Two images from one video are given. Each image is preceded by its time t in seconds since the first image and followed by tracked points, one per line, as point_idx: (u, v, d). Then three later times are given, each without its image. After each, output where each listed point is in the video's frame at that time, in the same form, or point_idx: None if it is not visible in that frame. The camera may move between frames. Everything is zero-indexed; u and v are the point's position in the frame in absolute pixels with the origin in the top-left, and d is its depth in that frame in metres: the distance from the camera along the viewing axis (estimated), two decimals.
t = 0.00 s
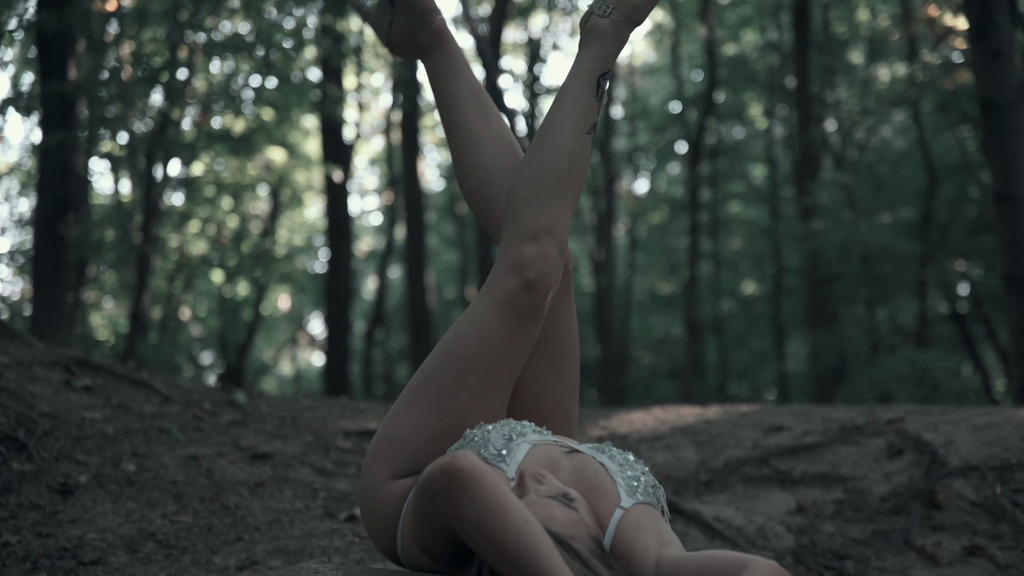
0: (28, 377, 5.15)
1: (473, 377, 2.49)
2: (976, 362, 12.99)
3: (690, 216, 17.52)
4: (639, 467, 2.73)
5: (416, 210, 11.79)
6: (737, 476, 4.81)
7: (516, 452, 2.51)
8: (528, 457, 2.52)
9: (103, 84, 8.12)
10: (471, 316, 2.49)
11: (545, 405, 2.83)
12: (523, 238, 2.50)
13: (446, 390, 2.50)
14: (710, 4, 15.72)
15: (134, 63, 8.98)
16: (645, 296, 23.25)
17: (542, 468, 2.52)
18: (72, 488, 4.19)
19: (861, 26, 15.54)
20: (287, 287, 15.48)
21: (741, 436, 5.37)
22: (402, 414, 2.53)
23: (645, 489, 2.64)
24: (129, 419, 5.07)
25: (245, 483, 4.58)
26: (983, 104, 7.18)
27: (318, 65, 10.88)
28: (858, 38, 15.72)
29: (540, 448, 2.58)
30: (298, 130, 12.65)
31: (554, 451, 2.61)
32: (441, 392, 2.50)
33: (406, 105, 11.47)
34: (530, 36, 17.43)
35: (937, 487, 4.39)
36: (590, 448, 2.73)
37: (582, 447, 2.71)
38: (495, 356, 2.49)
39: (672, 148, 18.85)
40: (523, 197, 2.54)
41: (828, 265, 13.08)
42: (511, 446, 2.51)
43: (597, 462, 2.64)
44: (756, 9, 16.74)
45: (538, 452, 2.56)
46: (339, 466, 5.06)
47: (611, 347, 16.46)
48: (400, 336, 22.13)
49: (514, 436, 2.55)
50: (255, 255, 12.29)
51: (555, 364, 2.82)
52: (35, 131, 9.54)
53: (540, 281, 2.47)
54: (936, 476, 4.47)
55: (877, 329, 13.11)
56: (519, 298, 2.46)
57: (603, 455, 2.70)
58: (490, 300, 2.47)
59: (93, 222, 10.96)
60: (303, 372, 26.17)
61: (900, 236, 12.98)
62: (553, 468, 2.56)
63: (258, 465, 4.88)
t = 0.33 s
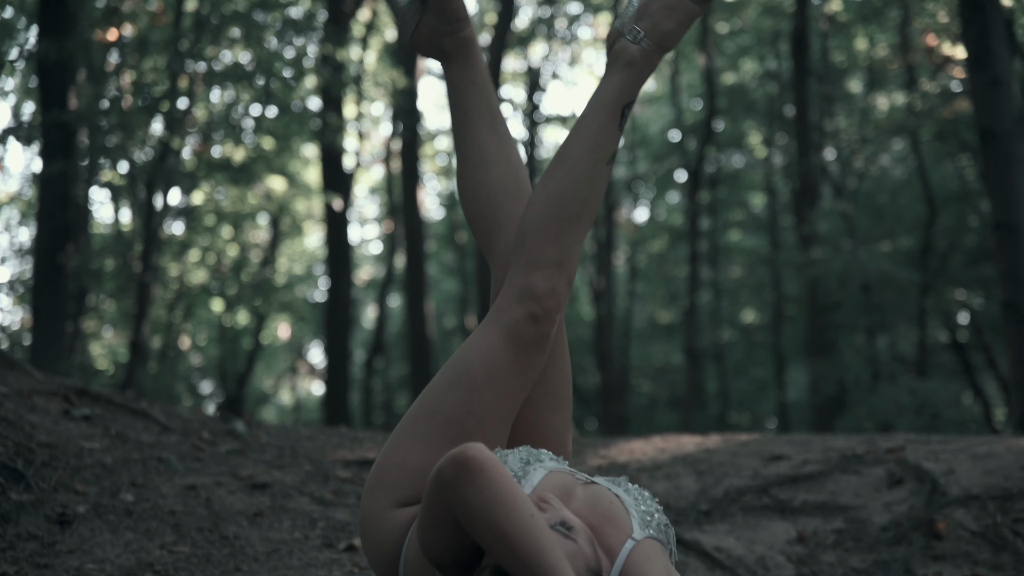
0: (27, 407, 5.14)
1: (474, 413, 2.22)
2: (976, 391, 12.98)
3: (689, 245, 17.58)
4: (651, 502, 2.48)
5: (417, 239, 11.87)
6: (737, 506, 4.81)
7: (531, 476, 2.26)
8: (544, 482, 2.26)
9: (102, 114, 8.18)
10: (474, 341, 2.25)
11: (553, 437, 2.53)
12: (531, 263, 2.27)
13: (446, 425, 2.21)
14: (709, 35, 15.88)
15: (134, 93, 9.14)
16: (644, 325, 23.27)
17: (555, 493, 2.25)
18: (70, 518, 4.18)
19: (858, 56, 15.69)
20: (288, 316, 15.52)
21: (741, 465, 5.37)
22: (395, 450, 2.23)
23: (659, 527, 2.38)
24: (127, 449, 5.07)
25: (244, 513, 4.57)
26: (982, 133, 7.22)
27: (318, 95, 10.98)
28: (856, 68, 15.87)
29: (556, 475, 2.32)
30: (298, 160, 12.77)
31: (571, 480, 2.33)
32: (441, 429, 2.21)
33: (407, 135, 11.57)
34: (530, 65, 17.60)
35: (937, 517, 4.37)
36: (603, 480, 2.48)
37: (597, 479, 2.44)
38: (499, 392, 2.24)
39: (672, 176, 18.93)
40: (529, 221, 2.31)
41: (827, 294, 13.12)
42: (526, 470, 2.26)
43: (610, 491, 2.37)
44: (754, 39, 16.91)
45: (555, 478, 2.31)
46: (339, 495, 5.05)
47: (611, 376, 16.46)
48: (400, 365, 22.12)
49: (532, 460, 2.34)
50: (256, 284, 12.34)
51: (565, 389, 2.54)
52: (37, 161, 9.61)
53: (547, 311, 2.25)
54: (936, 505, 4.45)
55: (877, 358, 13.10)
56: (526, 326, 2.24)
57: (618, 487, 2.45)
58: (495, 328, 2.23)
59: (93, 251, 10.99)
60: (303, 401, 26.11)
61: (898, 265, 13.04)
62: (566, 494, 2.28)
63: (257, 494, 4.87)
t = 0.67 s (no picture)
0: (22, 445, 5.11)
1: (471, 450, 2.22)
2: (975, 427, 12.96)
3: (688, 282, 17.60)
4: (648, 540, 2.49)
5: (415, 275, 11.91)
6: (734, 543, 4.80)
7: (531, 515, 2.24)
8: (543, 519, 2.25)
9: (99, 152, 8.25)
10: (469, 378, 2.24)
11: (549, 474, 2.54)
12: (520, 300, 2.23)
13: (448, 463, 2.21)
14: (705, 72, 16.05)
15: (132, 132, 9.22)
16: (642, 361, 23.28)
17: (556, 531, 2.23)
18: (65, 558, 4.14)
19: (853, 92, 15.85)
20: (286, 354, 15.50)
21: (738, 502, 5.37)
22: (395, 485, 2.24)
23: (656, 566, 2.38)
24: (123, 488, 5.05)
25: (240, 552, 4.55)
26: (978, 169, 7.27)
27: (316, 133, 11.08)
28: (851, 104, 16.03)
29: (556, 513, 2.30)
30: (295, 197, 12.86)
31: (569, 518, 2.30)
32: (438, 467, 2.21)
33: (405, 172, 11.66)
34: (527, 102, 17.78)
35: (936, 554, 4.33)
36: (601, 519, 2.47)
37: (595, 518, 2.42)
38: (494, 427, 2.22)
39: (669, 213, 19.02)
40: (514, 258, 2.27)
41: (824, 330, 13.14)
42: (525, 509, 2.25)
43: (608, 531, 2.37)
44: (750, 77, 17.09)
45: (553, 516, 2.28)
46: (335, 534, 5.04)
47: (609, 413, 16.42)
48: (398, 403, 22.05)
49: (530, 498, 2.31)
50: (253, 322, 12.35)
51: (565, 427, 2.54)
52: (35, 199, 9.66)
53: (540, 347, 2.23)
54: (934, 542, 4.42)
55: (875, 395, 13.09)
56: (519, 364, 2.22)
57: (616, 526, 2.45)
58: (488, 367, 2.22)
59: (90, 289, 11.00)
60: (300, 440, 26.00)
61: (895, 302, 13.09)
62: (567, 533, 2.26)
63: (252, 533, 4.86)
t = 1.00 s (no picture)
0: (20, 483, 5.09)
1: (429, 468, 2.45)
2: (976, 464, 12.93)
3: (688, 318, 17.62)
4: (625, 564, 2.52)
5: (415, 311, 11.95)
6: None
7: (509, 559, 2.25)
8: (521, 564, 2.25)
9: (99, 191, 8.33)
10: (407, 422, 2.50)
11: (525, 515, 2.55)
12: (425, 326, 2.55)
13: (416, 496, 2.43)
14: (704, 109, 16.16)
15: (132, 170, 9.30)
16: (641, 398, 23.24)
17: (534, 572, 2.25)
18: None
19: (852, 129, 15.96)
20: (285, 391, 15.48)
21: (739, 539, 5.36)
22: (377, 539, 2.41)
23: None
24: (121, 526, 5.04)
25: None
26: (978, 207, 7.33)
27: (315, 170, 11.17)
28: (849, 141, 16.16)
29: (532, 555, 2.30)
30: (295, 234, 12.93)
31: (549, 556, 2.33)
32: (409, 502, 2.43)
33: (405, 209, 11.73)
34: (525, 139, 17.93)
35: None
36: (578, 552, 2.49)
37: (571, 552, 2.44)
38: (445, 440, 2.48)
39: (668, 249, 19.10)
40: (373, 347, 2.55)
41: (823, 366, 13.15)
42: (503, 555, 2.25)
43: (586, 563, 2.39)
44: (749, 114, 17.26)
45: (531, 558, 2.29)
46: (333, 572, 5.05)
47: (609, 450, 16.36)
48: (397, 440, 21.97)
49: (505, 543, 2.33)
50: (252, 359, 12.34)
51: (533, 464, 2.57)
52: (35, 237, 9.71)
53: (464, 356, 2.56)
54: None
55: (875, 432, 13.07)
56: (448, 375, 2.53)
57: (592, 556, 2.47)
58: (415, 402, 2.50)
59: (89, 326, 11.02)
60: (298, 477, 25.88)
61: (895, 338, 13.13)
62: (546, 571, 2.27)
63: (251, 572, 4.85)
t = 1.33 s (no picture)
0: (21, 508, 5.08)
1: (419, 491, 2.36)
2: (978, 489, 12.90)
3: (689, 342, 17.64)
4: None
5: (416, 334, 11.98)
6: None
7: None
8: None
9: (101, 216, 8.37)
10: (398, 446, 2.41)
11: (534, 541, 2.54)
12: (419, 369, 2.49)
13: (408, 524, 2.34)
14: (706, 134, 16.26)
15: (134, 194, 9.34)
16: (643, 422, 23.21)
17: None
18: None
19: (852, 154, 16.04)
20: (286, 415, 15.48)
21: (741, 563, 5.35)
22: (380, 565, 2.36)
23: None
24: (122, 550, 5.03)
25: None
26: (979, 231, 7.35)
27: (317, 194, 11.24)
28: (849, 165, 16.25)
29: None
30: (296, 258, 12.99)
31: None
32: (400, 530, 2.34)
33: (407, 233, 11.79)
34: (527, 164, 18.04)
35: None
36: None
37: None
38: (433, 458, 2.38)
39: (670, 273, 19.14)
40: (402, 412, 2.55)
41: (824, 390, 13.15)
42: None
43: None
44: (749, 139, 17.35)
45: None
46: None
47: (610, 474, 16.31)
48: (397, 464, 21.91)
49: (510, 570, 2.33)
50: (254, 383, 12.35)
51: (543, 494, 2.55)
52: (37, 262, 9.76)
53: (444, 370, 2.43)
54: None
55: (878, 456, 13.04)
56: (423, 395, 2.41)
57: None
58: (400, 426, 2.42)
59: (90, 351, 11.04)
60: (298, 501, 25.79)
61: (896, 362, 13.16)
62: None
63: None
